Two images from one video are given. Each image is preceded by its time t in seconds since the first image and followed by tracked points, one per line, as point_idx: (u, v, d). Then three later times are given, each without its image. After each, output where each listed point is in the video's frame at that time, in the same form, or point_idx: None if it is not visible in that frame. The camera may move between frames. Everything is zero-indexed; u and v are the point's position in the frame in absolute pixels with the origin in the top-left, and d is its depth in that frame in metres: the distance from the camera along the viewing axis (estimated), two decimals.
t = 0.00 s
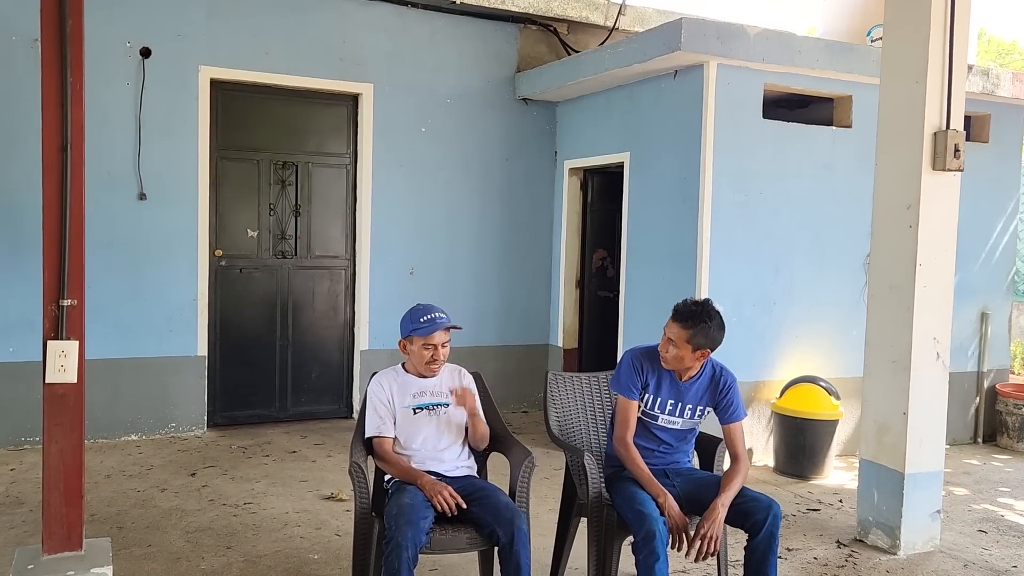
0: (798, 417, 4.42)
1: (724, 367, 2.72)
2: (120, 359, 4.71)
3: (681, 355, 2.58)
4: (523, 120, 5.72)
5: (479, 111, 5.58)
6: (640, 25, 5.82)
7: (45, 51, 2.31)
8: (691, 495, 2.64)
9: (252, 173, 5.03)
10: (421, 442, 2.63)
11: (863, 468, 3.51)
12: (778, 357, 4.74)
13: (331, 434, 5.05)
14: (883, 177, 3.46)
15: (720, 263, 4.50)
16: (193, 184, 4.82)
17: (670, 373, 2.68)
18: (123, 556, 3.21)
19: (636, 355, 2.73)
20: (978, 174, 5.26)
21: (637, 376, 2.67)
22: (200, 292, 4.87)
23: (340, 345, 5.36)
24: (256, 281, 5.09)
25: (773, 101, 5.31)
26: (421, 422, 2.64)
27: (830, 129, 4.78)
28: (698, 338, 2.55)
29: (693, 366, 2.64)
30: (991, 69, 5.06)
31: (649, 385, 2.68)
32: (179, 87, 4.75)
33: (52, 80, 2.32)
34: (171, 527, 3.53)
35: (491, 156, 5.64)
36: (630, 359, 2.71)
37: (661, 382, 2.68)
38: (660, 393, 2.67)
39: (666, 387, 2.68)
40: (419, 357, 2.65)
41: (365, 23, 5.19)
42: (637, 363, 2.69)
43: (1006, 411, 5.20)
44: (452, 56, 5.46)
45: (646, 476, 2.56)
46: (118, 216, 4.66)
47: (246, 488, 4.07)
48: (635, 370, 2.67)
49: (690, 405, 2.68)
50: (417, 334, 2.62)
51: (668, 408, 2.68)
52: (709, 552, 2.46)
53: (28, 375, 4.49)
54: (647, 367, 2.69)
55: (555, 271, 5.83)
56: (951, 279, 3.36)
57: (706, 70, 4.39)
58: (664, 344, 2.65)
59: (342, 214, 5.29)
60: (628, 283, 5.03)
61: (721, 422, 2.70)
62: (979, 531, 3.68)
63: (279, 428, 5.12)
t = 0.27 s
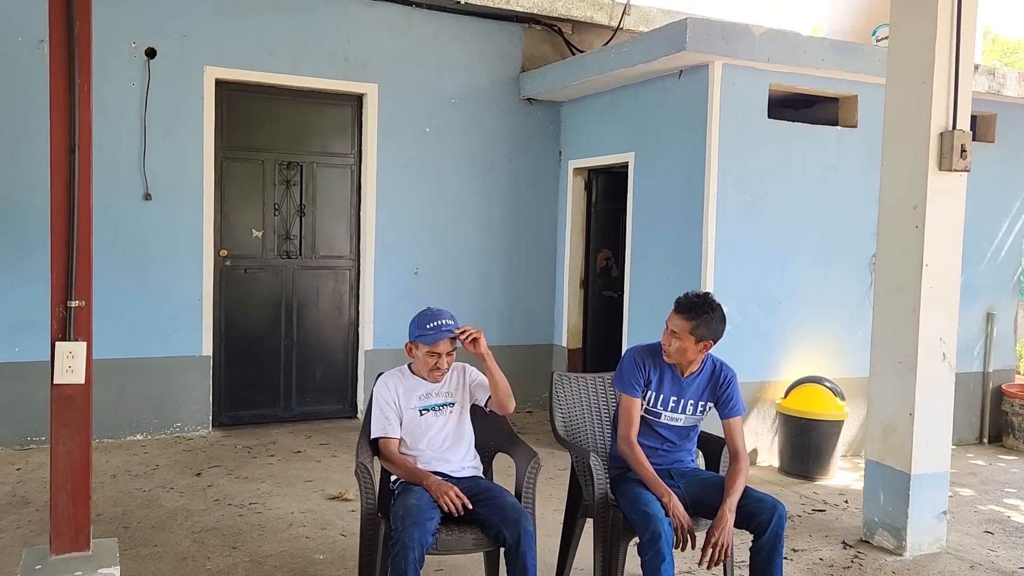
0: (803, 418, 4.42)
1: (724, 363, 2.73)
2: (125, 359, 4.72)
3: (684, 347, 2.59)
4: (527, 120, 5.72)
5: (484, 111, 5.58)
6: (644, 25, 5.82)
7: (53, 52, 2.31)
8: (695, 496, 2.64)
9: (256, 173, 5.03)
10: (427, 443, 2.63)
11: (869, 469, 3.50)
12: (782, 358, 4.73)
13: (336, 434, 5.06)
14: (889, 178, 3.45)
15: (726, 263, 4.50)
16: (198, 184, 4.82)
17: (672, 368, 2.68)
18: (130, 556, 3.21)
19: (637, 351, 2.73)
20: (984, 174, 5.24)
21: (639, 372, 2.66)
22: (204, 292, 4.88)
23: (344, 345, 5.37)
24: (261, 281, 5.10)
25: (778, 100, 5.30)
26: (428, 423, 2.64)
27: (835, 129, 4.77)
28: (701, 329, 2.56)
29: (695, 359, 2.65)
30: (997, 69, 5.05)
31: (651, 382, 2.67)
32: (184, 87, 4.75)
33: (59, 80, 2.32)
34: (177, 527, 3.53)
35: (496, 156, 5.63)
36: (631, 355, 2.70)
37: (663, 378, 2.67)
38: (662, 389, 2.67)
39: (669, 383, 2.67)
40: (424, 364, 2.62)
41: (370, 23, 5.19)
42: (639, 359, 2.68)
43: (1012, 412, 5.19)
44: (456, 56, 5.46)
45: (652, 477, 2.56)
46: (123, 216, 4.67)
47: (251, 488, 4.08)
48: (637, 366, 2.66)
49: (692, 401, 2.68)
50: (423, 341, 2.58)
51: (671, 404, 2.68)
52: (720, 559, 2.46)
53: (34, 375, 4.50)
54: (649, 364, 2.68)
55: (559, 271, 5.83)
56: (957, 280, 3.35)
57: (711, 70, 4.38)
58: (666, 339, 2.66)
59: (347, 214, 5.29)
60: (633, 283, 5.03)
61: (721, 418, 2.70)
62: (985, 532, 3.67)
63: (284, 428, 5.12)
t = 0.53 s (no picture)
0: (807, 418, 4.41)
1: (724, 359, 2.73)
2: (129, 359, 4.73)
3: (686, 341, 2.59)
4: (531, 120, 5.71)
5: (487, 111, 5.58)
6: (648, 24, 5.81)
7: (58, 52, 2.32)
8: (699, 496, 2.63)
9: (260, 172, 5.04)
10: (431, 444, 2.63)
11: (873, 469, 3.50)
12: (786, 358, 4.72)
13: (339, 434, 5.06)
14: (894, 177, 3.44)
15: (730, 263, 4.49)
16: (202, 184, 4.83)
17: (673, 365, 2.68)
18: (134, 556, 3.22)
19: (639, 349, 2.72)
20: (989, 174, 5.23)
21: (641, 370, 2.65)
22: (208, 292, 4.88)
23: (347, 345, 5.37)
24: (265, 281, 5.10)
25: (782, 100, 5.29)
26: (432, 423, 2.64)
27: (840, 129, 4.76)
28: (702, 322, 2.56)
29: (697, 355, 2.64)
30: (1002, 68, 5.04)
31: (654, 379, 2.67)
32: (188, 88, 4.76)
33: (64, 80, 2.32)
34: (181, 527, 3.53)
35: (499, 156, 5.63)
36: (633, 353, 2.70)
37: (664, 374, 2.67)
38: (665, 386, 2.67)
39: (671, 379, 2.67)
40: (435, 368, 2.59)
41: (374, 23, 5.20)
42: (641, 357, 2.68)
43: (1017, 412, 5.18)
44: (460, 56, 5.45)
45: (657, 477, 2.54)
46: (127, 216, 4.68)
47: (255, 487, 4.08)
48: (639, 364, 2.65)
49: (694, 397, 2.68)
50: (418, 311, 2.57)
51: (673, 402, 2.67)
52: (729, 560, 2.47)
53: (39, 375, 4.51)
54: (651, 361, 2.68)
55: (563, 271, 5.83)
56: (962, 280, 3.34)
57: (715, 69, 4.37)
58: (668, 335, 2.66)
59: (351, 214, 5.29)
60: (636, 283, 5.02)
61: (722, 414, 2.70)
62: (990, 533, 3.66)
63: (287, 428, 5.13)
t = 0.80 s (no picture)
0: (809, 418, 4.40)
1: (721, 355, 2.73)
2: (131, 358, 4.73)
3: (683, 337, 2.58)
4: (532, 120, 5.71)
5: (489, 111, 5.57)
6: (649, 24, 5.80)
7: (58, 52, 2.32)
8: (702, 494, 2.63)
9: (262, 172, 5.04)
10: (432, 444, 2.62)
11: (876, 469, 3.49)
12: (788, 357, 4.72)
13: (341, 434, 5.06)
14: (896, 177, 3.43)
15: (731, 263, 4.49)
16: (204, 184, 4.83)
17: (671, 362, 2.68)
18: (135, 556, 3.21)
19: (637, 348, 2.72)
20: (992, 173, 5.22)
21: (640, 368, 2.65)
22: (210, 291, 4.88)
23: (349, 345, 5.36)
24: (266, 280, 5.10)
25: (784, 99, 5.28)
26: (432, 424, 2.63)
27: (842, 129, 4.75)
28: (699, 317, 2.57)
29: (694, 352, 2.64)
30: (1005, 68, 5.03)
31: (652, 377, 2.67)
32: (189, 88, 4.76)
33: (65, 80, 2.32)
34: (182, 527, 3.54)
35: (501, 156, 5.63)
36: (631, 351, 2.69)
37: (663, 372, 2.67)
38: (663, 383, 2.67)
39: (669, 377, 2.66)
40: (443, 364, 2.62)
41: (375, 22, 5.20)
42: (639, 355, 2.67)
43: (1019, 412, 5.17)
44: (461, 55, 5.45)
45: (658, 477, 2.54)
46: (129, 216, 4.68)
47: (256, 487, 4.08)
48: (637, 362, 2.65)
49: (692, 394, 2.68)
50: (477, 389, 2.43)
51: (672, 399, 2.67)
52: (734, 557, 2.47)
53: (41, 375, 4.51)
54: (649, 359, 2.67)
55: (565, 270, 5.82)
56: (965, 280, 3.33)
57: (717, 69, 4.37)
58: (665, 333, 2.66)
59: (352, 213, 5.29)
60: (638, 283, 5.02)
61: (720, 410, 2.69)
62: (992, 533, 3.65)
63: (289, 428, 5.13)
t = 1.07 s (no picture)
0: (810, 417, 4.40)
1: (720, 353, 2.73)
2: (131, 359, 4.73)
3: (682, 333, 2.58)
4: (533, 119, 5.71)
5: (490, 110, 5.57)
6: (650, 23, 5.80)
7: (57, 52, 2.32)
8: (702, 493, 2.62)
9: (262, 172, 5.04)
10: (431, 444, 2.62)
11: (877, 468, 3.48)
12: (789, 357, 4.71)
13: (341, 433, 5.05)
14: (897, 176, 3.42)
15: (732, 263, 4.48)
16: (204, 184, 4.83)
17: (671, 361, 2.67)
18: (135, 556, 3.21)
19: (634, 347, 2.72)
20: (993, 173, 5.21)
21: (639, 366, 2.65)
22: (210, 292, 4.88)
23: (349, 345, 5.36)
24: (267, 280, 5.10)
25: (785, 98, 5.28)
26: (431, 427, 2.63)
27: (843, 128, 4.75)
28: (697, 313, 2.57)
29: (693, 349, 2.64)
30: (1007, 67, 5.02)
31: (651, 375, 2.67)
32: (190, 87, 4.76)
33: (64, 80, 2.32)
34: (182, 527, 3.53)
35: (502, 156, 5.63)
36: (630, 350, 2.69)
37: (661, 370, 2.67)
38: (662, 381, 2.66)
39: (667, 375, 2.66)
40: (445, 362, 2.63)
41: (375, 22, 5.19)
42: (637, 354, 2.67)
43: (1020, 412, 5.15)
44: (462, 55, 5.45)
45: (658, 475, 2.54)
46: (129, 216, 4.68)
47: (256, 487, 4.08)
48: (636, 361, 2.65)
49: (691, 392, 2.68)
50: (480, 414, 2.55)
51: (672, 397, 2.67)
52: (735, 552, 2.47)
53: (41, 375, 4.51)
54: (647, 357, 2.67)
55: (565, 270, 5.82)
56: (966, 279, 3.33)
57: (718, 68, 4.36)
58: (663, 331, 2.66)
59: (353, 213, 5.29)
60: (639, 282, 5.01)
61: (719, 408, 2.69)
62: (993, 533, 3.64)
63: (289, 428, 5.12)
